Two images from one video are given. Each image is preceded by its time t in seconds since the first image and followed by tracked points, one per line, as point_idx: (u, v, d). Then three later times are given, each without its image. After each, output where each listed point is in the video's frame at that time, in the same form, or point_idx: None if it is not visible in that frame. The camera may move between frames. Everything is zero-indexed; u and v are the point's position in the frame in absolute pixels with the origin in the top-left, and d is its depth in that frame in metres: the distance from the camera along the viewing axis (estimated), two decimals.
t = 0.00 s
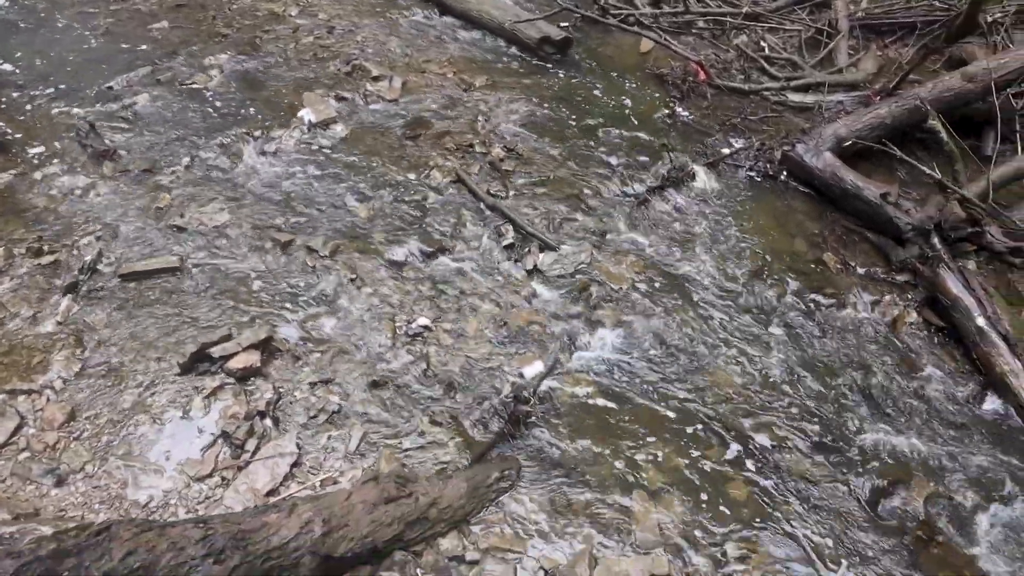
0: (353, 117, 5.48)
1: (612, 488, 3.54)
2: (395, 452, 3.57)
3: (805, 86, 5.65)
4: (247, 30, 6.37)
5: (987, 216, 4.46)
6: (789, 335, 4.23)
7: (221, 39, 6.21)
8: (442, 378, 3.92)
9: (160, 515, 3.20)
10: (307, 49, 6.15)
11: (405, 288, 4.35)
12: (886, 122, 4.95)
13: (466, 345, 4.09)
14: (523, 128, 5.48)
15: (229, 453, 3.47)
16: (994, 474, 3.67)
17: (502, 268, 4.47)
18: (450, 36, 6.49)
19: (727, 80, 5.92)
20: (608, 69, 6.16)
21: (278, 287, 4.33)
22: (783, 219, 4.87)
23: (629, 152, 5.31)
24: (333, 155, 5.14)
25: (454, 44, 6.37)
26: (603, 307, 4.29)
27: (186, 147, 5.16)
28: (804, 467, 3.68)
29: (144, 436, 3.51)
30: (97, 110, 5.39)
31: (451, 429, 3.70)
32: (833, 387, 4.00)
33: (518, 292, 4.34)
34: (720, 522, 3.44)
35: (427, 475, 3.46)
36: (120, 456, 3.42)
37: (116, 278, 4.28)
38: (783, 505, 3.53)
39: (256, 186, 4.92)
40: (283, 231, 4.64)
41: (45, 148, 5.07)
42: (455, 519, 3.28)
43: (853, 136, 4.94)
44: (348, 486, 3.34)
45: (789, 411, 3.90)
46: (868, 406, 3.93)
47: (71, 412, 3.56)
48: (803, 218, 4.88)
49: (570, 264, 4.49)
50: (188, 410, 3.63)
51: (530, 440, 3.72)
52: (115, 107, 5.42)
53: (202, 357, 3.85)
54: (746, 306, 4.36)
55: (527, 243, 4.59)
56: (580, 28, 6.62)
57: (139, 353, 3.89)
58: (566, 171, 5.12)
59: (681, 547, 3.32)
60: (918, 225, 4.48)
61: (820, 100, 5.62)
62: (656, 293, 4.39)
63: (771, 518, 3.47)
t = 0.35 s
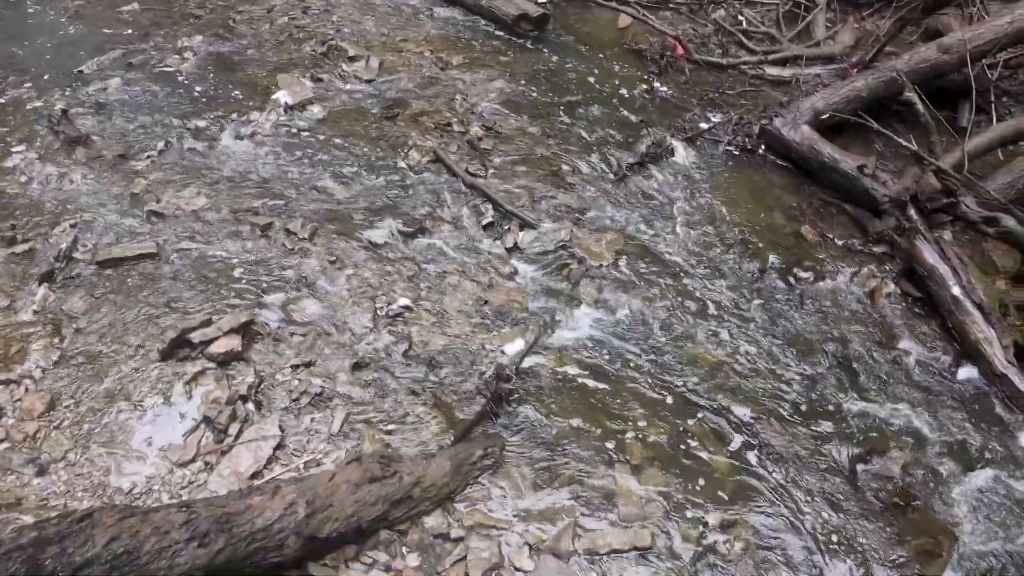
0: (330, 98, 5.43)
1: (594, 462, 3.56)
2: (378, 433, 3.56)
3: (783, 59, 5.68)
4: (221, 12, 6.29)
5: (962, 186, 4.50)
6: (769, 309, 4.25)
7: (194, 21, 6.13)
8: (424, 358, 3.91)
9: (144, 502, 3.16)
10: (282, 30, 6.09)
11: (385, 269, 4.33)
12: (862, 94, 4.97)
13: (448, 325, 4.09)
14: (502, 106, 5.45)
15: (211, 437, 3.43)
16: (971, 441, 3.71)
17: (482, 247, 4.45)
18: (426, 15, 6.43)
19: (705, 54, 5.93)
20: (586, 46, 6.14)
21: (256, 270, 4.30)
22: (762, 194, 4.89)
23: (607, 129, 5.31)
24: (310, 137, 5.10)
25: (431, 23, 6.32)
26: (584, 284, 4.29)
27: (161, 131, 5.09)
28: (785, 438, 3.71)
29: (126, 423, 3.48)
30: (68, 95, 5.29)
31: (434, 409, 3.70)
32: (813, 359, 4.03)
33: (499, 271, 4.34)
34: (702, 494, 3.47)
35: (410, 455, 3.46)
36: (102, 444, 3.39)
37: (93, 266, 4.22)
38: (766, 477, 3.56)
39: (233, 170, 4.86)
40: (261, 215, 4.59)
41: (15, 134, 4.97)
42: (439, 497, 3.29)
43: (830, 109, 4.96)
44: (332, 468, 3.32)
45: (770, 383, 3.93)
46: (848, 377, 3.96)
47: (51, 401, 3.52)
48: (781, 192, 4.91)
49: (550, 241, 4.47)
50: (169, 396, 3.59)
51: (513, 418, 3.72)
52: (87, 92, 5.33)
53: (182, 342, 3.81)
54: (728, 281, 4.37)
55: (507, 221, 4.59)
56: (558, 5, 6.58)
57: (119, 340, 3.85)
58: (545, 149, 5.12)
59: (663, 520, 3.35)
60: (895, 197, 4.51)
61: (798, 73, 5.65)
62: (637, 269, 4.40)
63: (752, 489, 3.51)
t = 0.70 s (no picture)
0: (303, 79, 5.37)
1: (575, 437, 3.58)
2: (360, 414, 3.55)
3: (757, 33, 5.79)
4: None
5: (935, 157, 4.55)
6: (748, 283, 4.27)
7: (162, 4, 6.04)
8: (404, 339, 3.90)
9: (125, 489, 3.13)
10: (252, 11, 6.02)
11: (364, 251, 4.30)
12: (837, 66, 4.99)
13: (427, 305, 4.07)
14: (478, 84, 5.41)
15: (191, 424, 3.41)
16: (946, 408, 3.77)
17: (461, 227, 4.43)
18: None
19: (680, 29, 6.01)
20: (561, 23, 6.13)
21: (232, 254, 4.25)
22: (738, 169, 4.91)
23: (583, 105, 5.30)
24: (284, 119, 5.04)
25: (404, 2, 6.27)
26: (562, 262, 4.29)
27: (131, 116, 5.00)
28: (764, 410, 3.75)
29: (105, 412, 3.44)
30: (34, 81, 5.18)
31: (414, 389, 3.69)
32: (791, 331, 4.07)
33: (477, 249, 4.33)
34: (683, 466, 3.50)
35: (392, 435, 3.46)
36: (80, 433, 3.35)
37: (65, 255, 4.14)
38: (746, 447, 3.60)
39: (206, 154, 4.80)
40: (236, 199, 4.54)
41: None
42: (422, 476, 3.30)
43: (805, 81, 4.98)
44: (313, 449, 3.31)
45: (748, 355, 3.97)
46: (825, 348, 4.00)
47: (27, 393, 3.47)
48: (757, 166, 4.94)
49: (527, 219, 4.48)
50: (148, 383, 3.56)
51: (493, 395, 3.72)
52: (53, 78, 5.22)
53: (159, 329, 3.78)
54: (706, 257, 4.39)
55: (484, 199, 4.57)
56: None
57: (94, 329, 3.79)
58: (520, 127, 5.10)
59: (644, 493, 3.38)
60: (869, 168, 4.55)
61: (772, 45, 5.76)
62: (616, 246, 4.40)
63: (732, 460, 3.54)
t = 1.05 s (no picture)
0: (277, 60, 5.32)
1: (558, 413, 3.59)
2: (342, 396, 3.53)
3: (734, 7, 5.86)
4: None
5: (911, 128, 4.59)
6: (729, 258, 4.28)
7: None
8: (384, 320, 3.88)
9: (107, 476, 3.08)
10: None
11: (342, 232, 4.28)
12: (814, 39, 5.02)
13: (407, 285, 4.05)
14: (454, 63, 5.38)
15: (172, 410, 3.35)
16: (923, 376, 3.81)
17: (439, 206, 4.42)
18: None
19: (657, 3, 6.05)
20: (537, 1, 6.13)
21: (209, 237, 4.20)
22: (717, 144, 4.92)
23: (560, 81, 5.28)
24: (258, 100, 4.99)
25: None
26: (541, 239, 4.29)
27: (102, 101, 4.92)
28: (745, 382, 3.77)
29: (84, 400, 3.38)
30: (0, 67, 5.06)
31: (396, 369, 3.67)
32: (771, 304, 4.09)
33: (456, 229, 4.32)
34: (664, 438, 3.53)
35: (374, 415, 3.45)
36: (60, 422, 3.29)
37: (39, 243, 4.07)
38: (727, 419, 3.63)
39: (181, 138, 4.73)
40: (212, 183, 4.48)
41: None
42: (405, 456, 3.30)
43: (782, 55, 5.01)
44: (296, 431, 3.29)
45: (728, 327, 3.99)
46: (806, 321, 4.03)
47: (5, 383, 3.40)
48: (735, 139, 4.96)
49: (505, 197, 4.46)
50: (127, 370, 3.50)
51: (474, 372, 3.72)
52: (20, 63, 5.12)
53: (138, 315, 3.72)
54: (688, 232, 4.39)
55: (462, 178, 4.56)
56: None
57: (71, 317, 3.73)
58: (497, 104, 5.07)
59: (626, 466, 3.40)
60: (846, 140, 4.58)
61: (749, 19, 5.83)
62: (596, 223, 4.40)
63: (713, 432, 3.57)
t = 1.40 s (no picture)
0: (248, 42, 5.25)
1: (538, 389, 3.60)
2: (321, 378, 3.52)
3: None
4: None
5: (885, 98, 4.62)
6: (708, 232, 4.29)
7: None
8: (363, 302, 3.85)
9: (88, 465, 3.06)
10: None
11: (318, 213, 4.24)
12: (788, 11, 5.06)
13: (384, 265, 4.03)
14: (428, 42, 5.33)
15: (151, 397, 3.33)
16: (900, 345, 3.85)
17: (416, 185, 4.39)
18: None
19: None
20: None
21: (183, 222, 4.15)
22: (695, 117, 4.92)
23: (536, 57, 5.26)
24: (230, 82, 4.93)
25: None
26: (518, 216, 4.28)
27: (70, 87, 4.83)
28: (724, 353, 3.80)
29: (62, 389, 3.35)
30: None
31: (376, 349, 3.66)
32: (750, 277, 4.10)
33: (433, 208, 4.29)
34: (643, 411, 3.55)
35: (354, 395, 3.44)
36: (37, 412, 3.25)
37: (9, 233, 4.01)
38: (706, 391, 3.65)
39: (152, 123, 4.66)
40: (185, 167, 4.42)
41: None
42: (387, 435, 3.29)
43: (757, 27, 5.04)
44: (276, 415, 3.28)
45: (706, 300, 4.01)
46: (784, 293, 4.05)
47: None
48: (711, 111, 4.97)
49: (482, 175, 4.45)
50: (104, 359, 3.47)
51: (454, 350, 3.72)
52: None
53: (114, 303, 3.68)
54: (667, 207, 4.40)
55: (438, 157, 4.53)
56: None
57: (46, 307, 3.67)
58: (472, 82, 5.04)
59: (607, 440, 3.42)
60: (821, 111, 4.62)
61: None
62: (574, 200, 4.39)
63: (693, 404, 3.59)
